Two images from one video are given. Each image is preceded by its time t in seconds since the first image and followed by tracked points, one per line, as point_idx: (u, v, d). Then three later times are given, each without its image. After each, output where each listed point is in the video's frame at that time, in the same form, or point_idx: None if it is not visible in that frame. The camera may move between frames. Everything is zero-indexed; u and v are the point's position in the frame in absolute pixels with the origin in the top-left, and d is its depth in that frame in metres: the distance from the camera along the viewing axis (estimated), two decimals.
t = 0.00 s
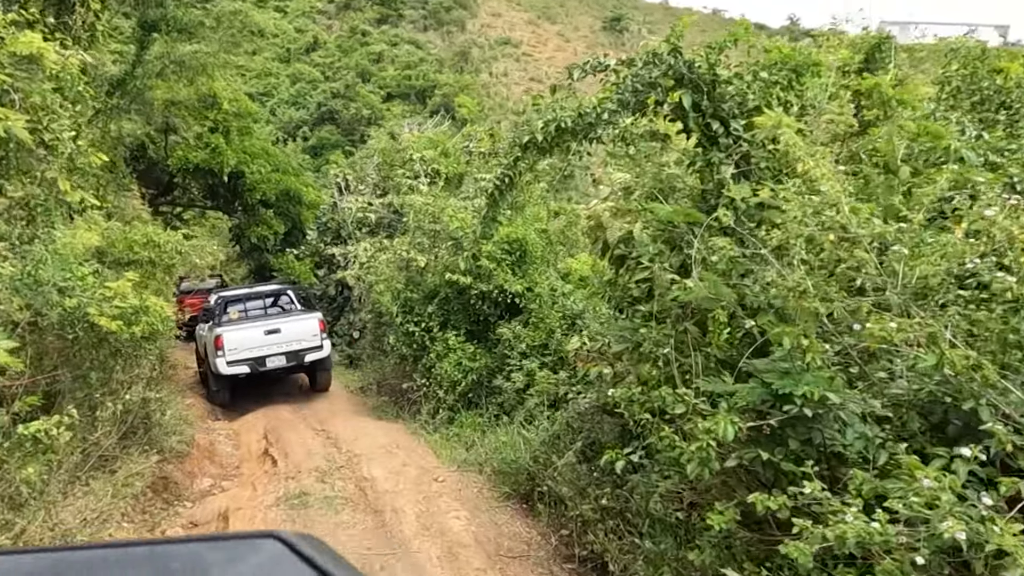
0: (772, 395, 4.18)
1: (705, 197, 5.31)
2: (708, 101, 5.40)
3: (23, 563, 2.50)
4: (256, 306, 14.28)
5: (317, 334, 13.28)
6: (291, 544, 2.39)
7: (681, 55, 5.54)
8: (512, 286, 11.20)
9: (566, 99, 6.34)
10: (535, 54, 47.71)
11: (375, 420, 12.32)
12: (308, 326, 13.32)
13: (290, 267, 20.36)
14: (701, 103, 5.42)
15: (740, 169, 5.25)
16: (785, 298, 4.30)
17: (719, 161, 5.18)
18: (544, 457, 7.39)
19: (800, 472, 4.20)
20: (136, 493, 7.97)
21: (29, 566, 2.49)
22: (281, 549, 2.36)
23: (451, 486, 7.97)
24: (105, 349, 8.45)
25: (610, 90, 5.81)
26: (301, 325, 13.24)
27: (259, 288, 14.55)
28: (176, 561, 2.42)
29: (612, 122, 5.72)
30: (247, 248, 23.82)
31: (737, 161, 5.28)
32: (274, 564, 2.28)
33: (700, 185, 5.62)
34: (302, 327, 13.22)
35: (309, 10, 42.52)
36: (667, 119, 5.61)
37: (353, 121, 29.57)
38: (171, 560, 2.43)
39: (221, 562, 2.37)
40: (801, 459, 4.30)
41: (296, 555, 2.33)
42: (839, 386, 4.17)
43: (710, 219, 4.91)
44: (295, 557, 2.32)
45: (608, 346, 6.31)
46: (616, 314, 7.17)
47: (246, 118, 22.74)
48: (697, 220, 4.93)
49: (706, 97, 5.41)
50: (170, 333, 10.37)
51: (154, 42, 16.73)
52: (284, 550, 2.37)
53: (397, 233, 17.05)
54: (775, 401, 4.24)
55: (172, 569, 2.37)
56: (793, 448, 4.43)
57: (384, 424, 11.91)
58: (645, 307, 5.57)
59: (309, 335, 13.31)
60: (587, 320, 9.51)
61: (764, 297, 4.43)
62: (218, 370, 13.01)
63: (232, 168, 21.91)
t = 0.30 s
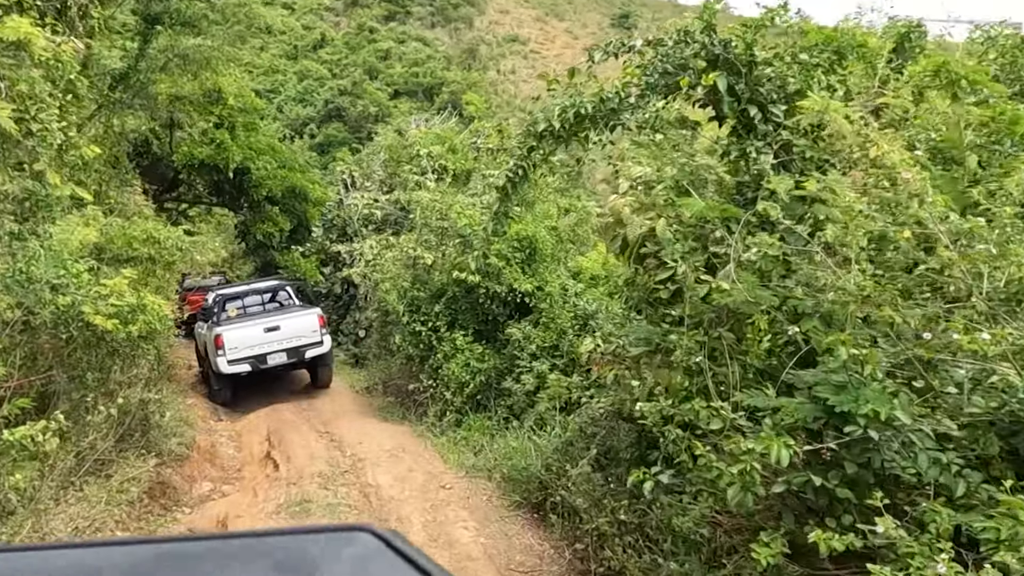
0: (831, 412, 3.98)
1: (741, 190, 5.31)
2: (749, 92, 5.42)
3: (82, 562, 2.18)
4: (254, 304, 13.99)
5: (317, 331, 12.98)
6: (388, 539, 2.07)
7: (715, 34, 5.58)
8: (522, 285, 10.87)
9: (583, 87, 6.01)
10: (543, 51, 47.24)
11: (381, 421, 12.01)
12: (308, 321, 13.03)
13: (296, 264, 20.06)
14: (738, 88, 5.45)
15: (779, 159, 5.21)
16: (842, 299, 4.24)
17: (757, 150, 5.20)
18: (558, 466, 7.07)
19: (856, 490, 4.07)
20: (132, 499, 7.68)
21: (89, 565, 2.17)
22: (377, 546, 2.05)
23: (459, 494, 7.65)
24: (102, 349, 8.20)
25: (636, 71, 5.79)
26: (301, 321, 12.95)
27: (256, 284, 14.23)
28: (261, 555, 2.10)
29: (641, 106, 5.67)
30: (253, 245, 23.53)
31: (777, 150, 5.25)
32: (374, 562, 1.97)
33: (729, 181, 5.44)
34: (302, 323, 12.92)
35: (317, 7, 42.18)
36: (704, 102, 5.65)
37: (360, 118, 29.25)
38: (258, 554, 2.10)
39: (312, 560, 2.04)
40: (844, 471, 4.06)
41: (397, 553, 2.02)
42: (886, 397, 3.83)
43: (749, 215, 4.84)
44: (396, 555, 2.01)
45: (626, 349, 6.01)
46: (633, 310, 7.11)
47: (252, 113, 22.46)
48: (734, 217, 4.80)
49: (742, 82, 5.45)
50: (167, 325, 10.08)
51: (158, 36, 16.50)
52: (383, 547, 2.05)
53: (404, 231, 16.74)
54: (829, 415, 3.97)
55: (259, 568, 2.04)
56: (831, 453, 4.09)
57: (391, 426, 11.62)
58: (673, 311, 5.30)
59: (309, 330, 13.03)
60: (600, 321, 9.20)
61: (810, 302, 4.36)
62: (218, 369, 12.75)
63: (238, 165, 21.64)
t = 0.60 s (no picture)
0: (896, 429, 3.69)
1: (782, 179, 5.21)
2: (790, 67, 5.18)
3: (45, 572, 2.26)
4: (254, 304, 13.72)
5: (315, 330, 12.80)
6: (339, 553, 2.09)
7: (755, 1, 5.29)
8: (532, 284, 10.50)
9: (601, 72, 5.66)
10: (551, 49, 46.72)
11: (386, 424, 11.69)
12: (305, 321, 12.85)
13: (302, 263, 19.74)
14: (775, 63, 5.23)
15: (825, 144, 5.11)
16: (915, 304, 3.86)
17: (801, 132, 5.06)
18: (570, 475, 6.72)
19: (925, 518, 3.80)
20: (126, 508, 7.38)
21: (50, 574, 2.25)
22: (333, 560, 2.07)
23: (466, 503, 7.31)
24: (95, 351, 7.88)
25: (661, 48, 5.37)
26: (297, 321, 12.77)
27: (255, 284, 13.99)
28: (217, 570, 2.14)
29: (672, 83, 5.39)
30: (258, 245, 23.21)
31: (823, 132, 5.13)
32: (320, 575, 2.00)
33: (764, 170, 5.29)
34: (298, 323, 12.74)
35: (324, 5, 41.84)
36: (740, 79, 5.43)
37: (367, 116, 28.92)
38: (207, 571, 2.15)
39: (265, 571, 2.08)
40: (911, 500, 3.73)
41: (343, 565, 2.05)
42: (955, 416, 3.52)
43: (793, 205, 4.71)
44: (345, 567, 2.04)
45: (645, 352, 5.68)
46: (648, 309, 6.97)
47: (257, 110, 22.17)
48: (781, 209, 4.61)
49: (782, 56, 5.23)
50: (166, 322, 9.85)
51: (160, 31, 16.22)
52: (335, 559, 2.07)
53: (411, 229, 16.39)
54: (895, 436, 3.69)
55: None
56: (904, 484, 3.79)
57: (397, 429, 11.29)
58: (703, 312, 5.16)
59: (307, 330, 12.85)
60: (614, 322, 8.83)
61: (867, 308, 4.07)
62: (216, 370, 12.50)
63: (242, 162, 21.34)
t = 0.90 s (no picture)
0: (994, 458, 3.38)
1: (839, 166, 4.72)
2: (847, 40, 4.75)
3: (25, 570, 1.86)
4: (265, 306, 13.42)
5: (324, 334, 12.46)
6: (375, 545, 1.73)
7: None
8: (548, 285, 10.14)
9: (626, 57, 5.32)
10: (564, 47, 46.26)
11: (400, 430, 11.39)
12: (316, 324, 12.54)
13: (314, 265, 19.48)
14: (829, 34, 4.79)
15: (887, 124, 4.70)
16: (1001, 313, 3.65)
17: (862, 111, 4.64)
18: (592, 487, 6.38)
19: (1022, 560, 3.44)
20: (130, 521, 7.12)
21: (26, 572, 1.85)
22: (371, 553, 1.71)
23: (482, 516, 6.98)
24: (98, 358, 7.63)
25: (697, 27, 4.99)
26: (307, 323, 12.46)
27: (266, 286, 13.66)
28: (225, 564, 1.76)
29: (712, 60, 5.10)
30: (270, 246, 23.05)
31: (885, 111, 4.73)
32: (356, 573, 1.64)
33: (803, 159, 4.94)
34: (309, 326, 12.44)
35: (337, 8, 41.72)
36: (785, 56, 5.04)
37: (380, 118, 28.64)
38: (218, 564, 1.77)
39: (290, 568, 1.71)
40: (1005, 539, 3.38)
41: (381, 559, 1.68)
42: None
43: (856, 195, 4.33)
44: (381, 562, 1.68)
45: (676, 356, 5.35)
46: (675, 311, 6.61)
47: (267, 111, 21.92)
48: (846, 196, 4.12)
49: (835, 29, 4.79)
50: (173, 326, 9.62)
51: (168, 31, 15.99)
52: (371, 552, 1.71)
53: (423, 229, 16.07)
54: (992, 466, 3.37)
55: None
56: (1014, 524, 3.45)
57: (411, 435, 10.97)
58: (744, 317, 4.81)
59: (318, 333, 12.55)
60: (635, 324, 8.47)
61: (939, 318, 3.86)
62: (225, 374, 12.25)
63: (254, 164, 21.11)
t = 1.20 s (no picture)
0: None
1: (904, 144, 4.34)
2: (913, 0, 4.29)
3: (134, 552, 1.61)
4: (267, 314, 13.89)
5: (324, 344, 12.69)
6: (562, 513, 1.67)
7: None
8: (562, 287, 9.77)
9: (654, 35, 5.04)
10: (572, 47, 45.73)
11: (411, 438, 11.10)
12: (316, 333, 12.78)
13: (323, 271, 19.20)
14: None
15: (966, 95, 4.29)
16: None
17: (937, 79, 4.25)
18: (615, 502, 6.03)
19: None
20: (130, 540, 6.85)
21: (151, 550, 1.61)
22: (549, 526, 1.65)
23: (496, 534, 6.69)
24: (97, 369, 7.33)
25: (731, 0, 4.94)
26: (309, 333, 12.72)
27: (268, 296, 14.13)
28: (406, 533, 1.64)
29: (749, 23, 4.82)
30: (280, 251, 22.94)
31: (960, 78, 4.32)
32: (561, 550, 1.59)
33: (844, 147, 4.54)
34: (310, 336, 12.69)
35: (344, 13, 41.47)
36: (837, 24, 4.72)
37: (388, 122, 28.32)
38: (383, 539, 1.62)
39: (487, 536, 1.63)
40: None
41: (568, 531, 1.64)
42: None
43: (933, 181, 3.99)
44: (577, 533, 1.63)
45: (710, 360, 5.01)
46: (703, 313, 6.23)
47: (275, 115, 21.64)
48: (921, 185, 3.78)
49: None
50: (175, 335, 9.36)
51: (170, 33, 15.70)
52: (562, 522, 1.65)
53: (434, 231, 15.75)
54: None
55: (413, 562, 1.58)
56: None
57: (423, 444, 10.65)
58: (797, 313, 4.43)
59: (318, 342, 12.78)
60: (655, 327, 8.09)
61: None
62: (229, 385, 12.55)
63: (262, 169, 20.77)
